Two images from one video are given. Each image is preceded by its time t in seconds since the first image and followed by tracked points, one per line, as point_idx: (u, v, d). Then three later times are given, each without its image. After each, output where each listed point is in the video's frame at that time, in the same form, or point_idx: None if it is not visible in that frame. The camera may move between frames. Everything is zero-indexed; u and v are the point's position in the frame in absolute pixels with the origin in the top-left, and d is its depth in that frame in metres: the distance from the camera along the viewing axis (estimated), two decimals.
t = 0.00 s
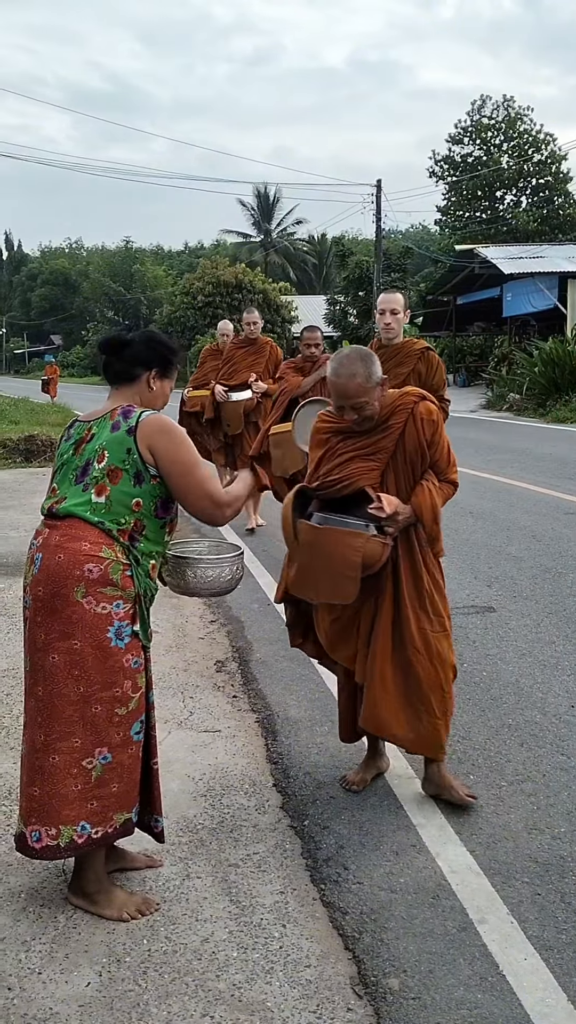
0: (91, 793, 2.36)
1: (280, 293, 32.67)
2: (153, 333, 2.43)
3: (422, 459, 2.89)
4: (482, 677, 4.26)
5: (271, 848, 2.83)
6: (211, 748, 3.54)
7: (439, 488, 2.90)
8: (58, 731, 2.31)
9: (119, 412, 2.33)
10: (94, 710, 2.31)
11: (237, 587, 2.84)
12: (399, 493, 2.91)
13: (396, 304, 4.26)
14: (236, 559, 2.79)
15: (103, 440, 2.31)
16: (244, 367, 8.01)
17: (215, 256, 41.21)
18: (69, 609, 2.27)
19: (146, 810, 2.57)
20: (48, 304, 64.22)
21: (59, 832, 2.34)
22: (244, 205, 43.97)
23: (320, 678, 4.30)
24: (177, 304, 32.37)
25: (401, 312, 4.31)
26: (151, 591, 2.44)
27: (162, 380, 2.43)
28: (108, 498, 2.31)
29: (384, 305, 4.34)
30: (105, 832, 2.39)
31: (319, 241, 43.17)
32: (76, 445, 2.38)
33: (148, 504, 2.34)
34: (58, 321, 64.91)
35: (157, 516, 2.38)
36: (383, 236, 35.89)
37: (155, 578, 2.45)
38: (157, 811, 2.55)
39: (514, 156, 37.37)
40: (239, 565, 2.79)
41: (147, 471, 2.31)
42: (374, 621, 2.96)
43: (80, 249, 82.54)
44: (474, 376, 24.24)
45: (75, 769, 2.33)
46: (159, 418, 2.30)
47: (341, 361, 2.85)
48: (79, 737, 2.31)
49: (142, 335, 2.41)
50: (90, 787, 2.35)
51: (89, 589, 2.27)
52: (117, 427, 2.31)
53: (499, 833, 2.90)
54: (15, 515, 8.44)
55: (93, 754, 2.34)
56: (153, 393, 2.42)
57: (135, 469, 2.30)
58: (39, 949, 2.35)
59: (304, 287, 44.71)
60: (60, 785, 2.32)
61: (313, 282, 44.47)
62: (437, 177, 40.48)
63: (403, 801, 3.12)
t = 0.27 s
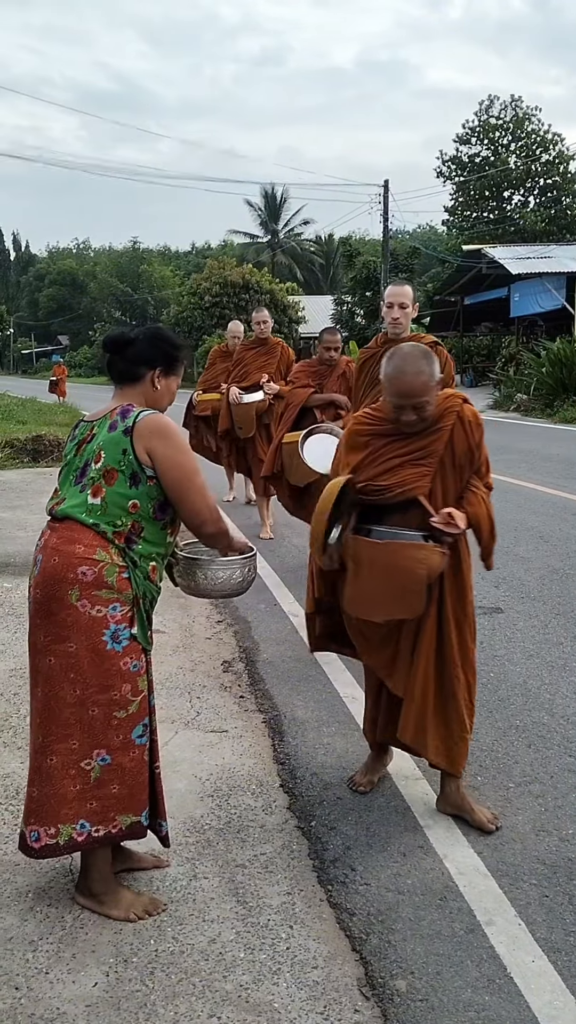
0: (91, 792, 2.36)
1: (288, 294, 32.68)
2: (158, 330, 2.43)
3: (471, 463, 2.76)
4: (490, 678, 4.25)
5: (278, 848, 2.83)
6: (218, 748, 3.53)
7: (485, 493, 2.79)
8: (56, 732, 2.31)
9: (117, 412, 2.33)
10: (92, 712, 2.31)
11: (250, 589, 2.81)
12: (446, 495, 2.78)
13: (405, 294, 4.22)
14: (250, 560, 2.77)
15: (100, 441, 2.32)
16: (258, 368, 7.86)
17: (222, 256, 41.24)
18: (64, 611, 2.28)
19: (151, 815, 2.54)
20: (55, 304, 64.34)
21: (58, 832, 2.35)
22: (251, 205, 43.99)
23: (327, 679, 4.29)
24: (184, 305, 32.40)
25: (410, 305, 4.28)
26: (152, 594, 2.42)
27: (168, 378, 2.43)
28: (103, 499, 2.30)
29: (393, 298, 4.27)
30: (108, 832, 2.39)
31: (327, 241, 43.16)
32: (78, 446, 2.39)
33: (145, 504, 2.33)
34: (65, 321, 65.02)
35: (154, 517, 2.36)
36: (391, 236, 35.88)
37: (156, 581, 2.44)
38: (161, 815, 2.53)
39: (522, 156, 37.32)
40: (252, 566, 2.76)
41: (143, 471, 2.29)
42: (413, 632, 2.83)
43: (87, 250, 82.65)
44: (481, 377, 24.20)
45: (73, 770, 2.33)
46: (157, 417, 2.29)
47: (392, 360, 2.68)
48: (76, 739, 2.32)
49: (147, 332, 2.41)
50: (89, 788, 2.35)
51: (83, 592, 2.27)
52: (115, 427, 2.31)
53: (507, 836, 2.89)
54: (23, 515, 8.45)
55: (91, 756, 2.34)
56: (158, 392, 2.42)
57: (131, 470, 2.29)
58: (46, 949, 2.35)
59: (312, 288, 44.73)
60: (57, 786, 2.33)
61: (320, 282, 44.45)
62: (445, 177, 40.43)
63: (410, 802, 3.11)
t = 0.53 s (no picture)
0: (94, 797, 2.36)
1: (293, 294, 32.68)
2: (147, 324, 2.43)
3: (517, 463, 2.73)
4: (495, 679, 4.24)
5: (282, 849, 2.83)
6: (222, 748, 3.53)
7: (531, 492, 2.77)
8: (59, 734, 2.31)
9: (116, 412, 2.33)
10: (96, 714, 2.31)
11: (251, 591, 2.81)
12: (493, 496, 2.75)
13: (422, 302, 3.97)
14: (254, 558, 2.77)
15: (100, 441, 2.32)
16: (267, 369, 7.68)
17: (227, 256, 41.25)
18: (67, 613, 2.27)
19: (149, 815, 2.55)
20: (60, 305, 64.41)
21: (62, 835, 2.35)
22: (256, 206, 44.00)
23: (331, 680, 4.28)
24: (190, 305, 32.42)
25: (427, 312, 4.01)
26: (154, 595, 2.42)
27: (164, 374, 2.43)
28: (104, 500, 2.30)
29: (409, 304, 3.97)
30: (112, 837, 2.39)
31: (332, 242, 43.16)
32: (77, 447, 2.39)
33: (145, 504, 2.33)
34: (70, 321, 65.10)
35: (155, 518, 2.36)
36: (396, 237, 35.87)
37: (158, 581, 2.43)
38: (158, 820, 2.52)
39: (527, 157, 37.29)
40: (256, 565, 2.78)
41: (143, 472, 2.30)
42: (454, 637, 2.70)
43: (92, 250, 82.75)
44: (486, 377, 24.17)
45: (77, 774, 2.33)
46: (156, 417, 2.30)
47: (444, 353, 2.67)
48: (80, 741, 2.32)
49: (137, 329, 2.41)
50: (93, 791, 2.35)
51: (85, 594, 2.27)
52: (115, 427, 2.31)
53: (511, 837, 2.89)
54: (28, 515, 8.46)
55: (95, 758, 2.34)
56: (157, 389, 2.42)
57: (132, 470, 2.29)
58: (50, 949, 2.35)
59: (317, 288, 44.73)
60: (61, 789, 2.33)
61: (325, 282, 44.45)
62: (450, 178, 40.39)
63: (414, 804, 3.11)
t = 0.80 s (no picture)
0: (102, 800, 2.35)
1: (297, 294, 32.66)
2: (145, 323, 2.43)
3: (543, 471, 2.61)
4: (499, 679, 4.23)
5: (286, 849, 2.83)
6: (226, 749, 3.53)
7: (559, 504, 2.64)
8: (65, 736, 2.31)
9: (118, 412, 2.33)
10: (101, 716, 2.31)
11: (252, 590, 2.78)
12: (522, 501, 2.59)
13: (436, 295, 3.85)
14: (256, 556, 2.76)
15: (101, 441, 2.32)
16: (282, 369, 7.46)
17: (232, 256, 41.28)
18: (71, 614, 2.27)
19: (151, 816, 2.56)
20: (65, 305, 64.46)
21: (68, 837, 2.35)
22: (261, 206, 44.01)
23: (335, 681, 4.28)
24: (194, 306, 32.44)
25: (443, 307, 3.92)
26: (158, 595, 2.42)
27: (164, 372, 2.43)
28: (107, 501, 2.30)
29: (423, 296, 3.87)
30: (119, 840, 2.39)
31: (337, 242, 43.16)
32: (80, 448, 2.40)
33: (148, 504, 2.32)
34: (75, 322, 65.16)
35: (158, 518, 2.35)
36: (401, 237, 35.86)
37: (162, 582, 2.43)
38: (161, 820, 2.53)
39: (532, 157, 37.26)
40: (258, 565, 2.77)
41: (145, 472, 2.29)
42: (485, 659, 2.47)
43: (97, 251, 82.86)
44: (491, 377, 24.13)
45: (84, 776, 2.32)
46: (156, 417, 2.29)
47: (467, 360, 2.44)
48: (85, 743, 2.31)
49: (135, 328, 2.42)
50: (101, 794, 2.35)
51: (89, 595, 2.27)
52: (117, 427, 2.31)
53: (515, 838, 2.88)
54: (33, 515, 8.47)
55: (101, 760, 2.33)
56: (157, 388, 2.42)
57: (134, 470, 2.29)
58: (53, 949, 2.35)
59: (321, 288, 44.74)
60: (67, 791, 2.33)
61: (330, 283, 44.44)
62: (455, 178, 40.36)
63: (418, 804, 3.11)
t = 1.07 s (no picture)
0: (108, 798, 2.35)
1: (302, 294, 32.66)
2: (146, 322, 2.43)
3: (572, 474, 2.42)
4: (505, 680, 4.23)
5: (291, 849, 2.83)
6: (231, 749, 3.53)
7: None
8: (71, 734, 2.31)
9: (125, 412, 2.33)
10: (108, 713, 2.31)
11: (261, 584, 2.79)
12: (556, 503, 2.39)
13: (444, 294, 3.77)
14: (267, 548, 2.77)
15: (109, 441, 2.32)
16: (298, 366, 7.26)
17: (237, 256, 41.29)
18: (78, 613, 2.27)
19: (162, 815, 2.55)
20: (69, 305, 64.51)
21: (74, 835, 2.35)
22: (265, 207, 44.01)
23: (340, 681, 4.28)
24: (198, 306, 32.45)
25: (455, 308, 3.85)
26: (164, 594, 2.42)
27: (168, 371, 2.43)
28: (114, 500, 2.30)
29: (429, 294, 3.81)
30: (125, 836, 2.39)
31: (341, 242, 43.14)
32: (86, 448, 2.40)
33: (155, 504, 2.32)
34: (79, 322, 65.20)
35: (165, 517, 2.36)
36: (405, 237, 35.84)
37: (168, 580, 2.43)
38: (171, 817, 2.51)
39: (537, 157, 37.23)
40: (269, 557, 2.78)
41: (152, 472, 2.29)
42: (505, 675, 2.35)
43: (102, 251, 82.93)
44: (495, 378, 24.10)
45: (90, 773, 2.33)
46: (163, 417, 2.29)
47: (502, 356, 2.25)
48: (92, 740, 2.32)
49: (137, 328, 2.41)
50: (107, 791, 2.35)
51: (96, 593, 2.27)
52: (124, 427, 2.31)
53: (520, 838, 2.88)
54: (37, 515, 8.47)
55: (107, 758, 2.33)
56: (162, 387, 2.43)
57: (141, 470, 2.29)
58: (58, 948, 2.35)
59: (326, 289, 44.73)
60: (73, 788, 2.33)
61: (334, 283, 44.44)
62: (459, 178, 40.34)
63: (423, 804, 3.10)
